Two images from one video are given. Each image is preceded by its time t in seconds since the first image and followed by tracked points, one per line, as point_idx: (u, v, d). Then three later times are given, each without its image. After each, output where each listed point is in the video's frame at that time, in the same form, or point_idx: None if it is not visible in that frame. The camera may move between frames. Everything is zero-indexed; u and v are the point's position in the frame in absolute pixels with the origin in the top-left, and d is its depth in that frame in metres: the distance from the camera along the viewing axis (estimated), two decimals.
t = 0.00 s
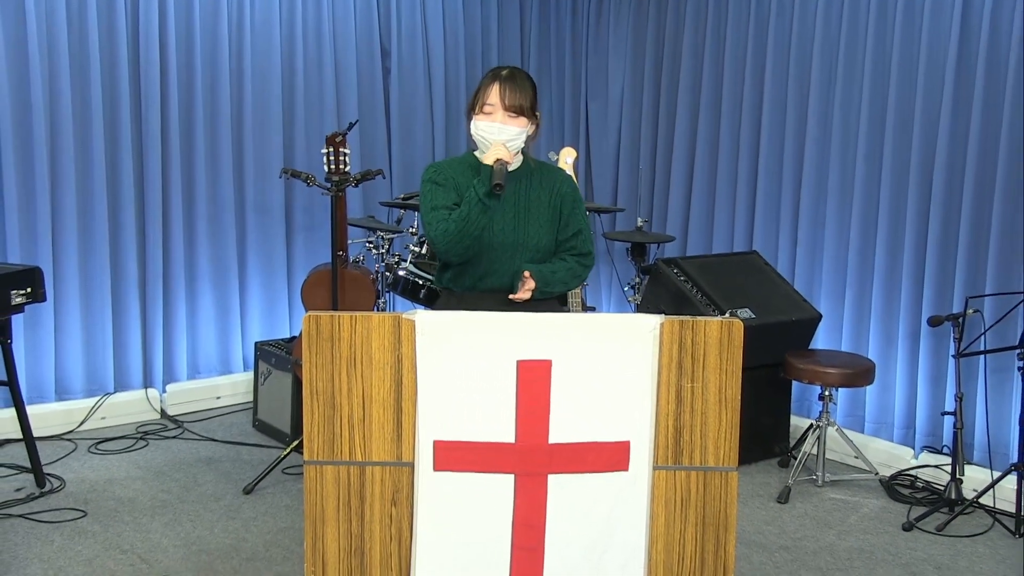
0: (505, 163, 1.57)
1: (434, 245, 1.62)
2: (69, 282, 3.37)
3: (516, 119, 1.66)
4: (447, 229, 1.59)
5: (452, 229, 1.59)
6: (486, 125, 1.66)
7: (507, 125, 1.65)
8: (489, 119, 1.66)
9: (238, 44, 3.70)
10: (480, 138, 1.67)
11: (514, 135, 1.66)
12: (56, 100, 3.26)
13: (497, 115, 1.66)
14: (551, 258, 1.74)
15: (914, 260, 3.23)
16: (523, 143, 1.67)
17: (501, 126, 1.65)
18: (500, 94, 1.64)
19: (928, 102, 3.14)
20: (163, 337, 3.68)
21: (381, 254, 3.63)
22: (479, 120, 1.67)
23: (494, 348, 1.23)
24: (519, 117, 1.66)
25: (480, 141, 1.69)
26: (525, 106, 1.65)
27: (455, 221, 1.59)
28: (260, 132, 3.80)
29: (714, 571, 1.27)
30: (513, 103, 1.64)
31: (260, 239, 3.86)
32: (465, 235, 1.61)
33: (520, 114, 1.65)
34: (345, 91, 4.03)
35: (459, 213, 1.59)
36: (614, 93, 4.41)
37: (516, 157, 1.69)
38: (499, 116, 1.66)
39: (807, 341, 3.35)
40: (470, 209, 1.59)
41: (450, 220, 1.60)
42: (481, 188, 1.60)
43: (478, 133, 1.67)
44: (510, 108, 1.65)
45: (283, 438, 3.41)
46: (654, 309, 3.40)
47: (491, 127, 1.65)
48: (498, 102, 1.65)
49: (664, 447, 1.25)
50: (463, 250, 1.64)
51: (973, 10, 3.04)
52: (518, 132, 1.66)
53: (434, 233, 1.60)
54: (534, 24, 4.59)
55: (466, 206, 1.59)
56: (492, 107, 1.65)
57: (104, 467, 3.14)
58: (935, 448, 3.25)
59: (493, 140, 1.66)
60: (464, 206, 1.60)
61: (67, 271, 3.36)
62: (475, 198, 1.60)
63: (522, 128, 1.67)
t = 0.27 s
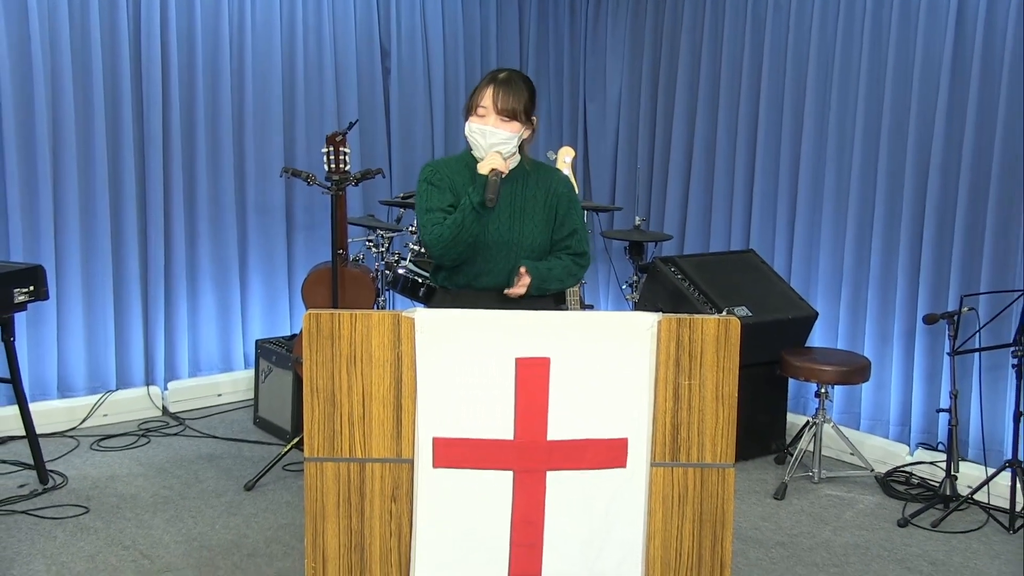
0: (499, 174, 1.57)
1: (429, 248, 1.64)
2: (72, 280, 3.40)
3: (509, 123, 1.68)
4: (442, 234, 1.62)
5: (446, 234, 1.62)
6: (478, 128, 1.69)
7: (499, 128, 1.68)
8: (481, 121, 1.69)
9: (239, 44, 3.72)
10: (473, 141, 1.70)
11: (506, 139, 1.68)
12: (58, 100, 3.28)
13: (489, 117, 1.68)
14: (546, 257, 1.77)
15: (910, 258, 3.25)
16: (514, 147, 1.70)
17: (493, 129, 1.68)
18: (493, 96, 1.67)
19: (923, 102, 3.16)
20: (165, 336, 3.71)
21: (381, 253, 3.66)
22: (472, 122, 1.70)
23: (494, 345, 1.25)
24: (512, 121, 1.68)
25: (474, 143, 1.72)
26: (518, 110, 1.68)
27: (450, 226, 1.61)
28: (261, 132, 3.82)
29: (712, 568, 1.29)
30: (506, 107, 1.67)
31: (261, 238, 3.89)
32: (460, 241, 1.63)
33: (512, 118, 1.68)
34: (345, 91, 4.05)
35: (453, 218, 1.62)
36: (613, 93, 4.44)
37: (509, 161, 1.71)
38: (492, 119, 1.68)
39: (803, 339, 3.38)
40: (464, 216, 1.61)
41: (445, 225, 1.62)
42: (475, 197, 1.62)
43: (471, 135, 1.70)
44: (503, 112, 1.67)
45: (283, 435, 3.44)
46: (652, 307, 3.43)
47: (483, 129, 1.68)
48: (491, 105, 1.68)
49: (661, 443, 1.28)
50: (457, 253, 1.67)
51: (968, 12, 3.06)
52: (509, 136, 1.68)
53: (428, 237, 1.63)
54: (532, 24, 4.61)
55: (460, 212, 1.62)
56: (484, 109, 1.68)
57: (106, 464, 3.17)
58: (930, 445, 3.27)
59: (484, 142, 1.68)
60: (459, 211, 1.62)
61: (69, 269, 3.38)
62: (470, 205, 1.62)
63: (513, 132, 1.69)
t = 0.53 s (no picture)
0: (500, 180, 1.59)
1: (428, 250, 1.67)
2: (75, 278, 3.42)
3: (513, 129, 1.71)
4: (441, 237, 1.64)
5: (445, 237, 1.64)
6: (483, 135, 1.71)
7: (504, 135, 1.71)
8: (486, 129, 1.71)
9: (241, 44, 3.74)
10: (477, 147, 1.73)
11: (510, 146, 1.71)
12: (62, 98, 3.31)
13: (494, 124, 1.71)
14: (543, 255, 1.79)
15: (906, 257, 3.28)
16: (518, 152, 1.73)
17: (498, 136, 1.71)
18: (497, 103, 1.70)
19: (919, 102, 3.19)
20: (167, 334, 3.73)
21: (381, 251, 3.69)
22: (475, 128, 1.73)
23: (493, 343, 1.27)
24: (515, 127, 1.71)
25: (477, 148, 1.74)
26: (521, 115, 1.71)
27: (449, 230, 1.63)
28: (262, 132, 3.85)
29: (710, 564, 1.30)
30: (510, 113, 1.69)
31: (262, 236, 3.92)
32: (459, 243, 1.66)
33: (516, 123, 1.71)
34: (345, 91, 4.07)
35: (452, 221, 1.64)
36: (611, 93, 4.47)
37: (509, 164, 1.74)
38: (496, 126, 1.71)
39: (800, 337, 3.41)
40: (463, 220, 1.64)
41: (444, 227, 1.64)
42: (475, 203, 1.64)
43: (475, 142, 1.72)
44: (507, 118, 1.70)
45: (284, 432, 3.47)
46: (650, 305, 3.45)
47: (488, 137, 1.70)
48: (495, 112, 1.70)
49: (659, 440, 1.29)
50: (456, 254, 1.69)
51: (964, 12, 3.08)
52: (514, 142, 1.71)
53: (428, 239, 1.65)
54: (532, 24, 4.64)
55: (459, 216, 1.64)
56: (489, 116, 1.70)
57: (109, 461, 3.20)
58: (926, 441, 3.30)
59: (489, 150, 1.71)
60: (458, 215, 1.64)
61: (73, 267, 3.41)
62: (469, 210, 1.64)
63: (517, 138, 1.72)
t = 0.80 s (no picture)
0: (501, 168, 1.61)
1: (429, 243, 1.68)
2: (78, 276, 3.45)
3: (512, 122, 1.74)
4: (443, 229, 1.66)
5: (447, 229, 1.66)
6: (483, 129, 1.73)
7: (503, 129, 1.73)
8: (486, 122, 1.73)
9: (242, 45, 3.77)
10: (477, 142, 1.75)
11: (510, 139, 1.74)
12: (65, 98, 3.33)
13: (493, 118, 1.73)
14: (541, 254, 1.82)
15: (902, 255, 3.31)
16: (517, 145, 1.75)
17: (498, 130, 1.73)
18: (496, 97, 1.72)
19: (915, 102, 3.21)
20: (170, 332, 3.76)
21: (382, 249, 3.71)
22: (475, 123, 1.75)
23: (492, 340, 1.27)
24: (514, 121, 1.74)
25: (476, 144, 1.76)
26: (520, 109, 1.73)
27: (450, 222, 1.65)
28: (264, 132, 3.87)
29: (708, 561, 1.30)
30: (509, 107, 1.72)
31: (263, 235, 3.94)
32: (460, 236, 1.67)
33: (515, 117, 1.73)
34: (346, 91, 4.10)
35: (454, 214, 1.65)
36: (610, 92, 4.49)
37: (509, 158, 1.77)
38: (496, 120, 1.73)
39: (797, 334, 3.43)
40: (465, 211, 1.65)
41: (445, 220, 1.66)
42: (477, 192, 1.66)
43: (476, 137, 1.74)
44: (506, 112, 1.72)
45: (286, 428, 3.50)
46: (649, 303, 3.48)
47: (489, 131, 1.73)
48: (495, 106, 1.72)
49: (657, 437, 1.30)
50: (457, 248, 1.71)
51: (959, 13, 3.11)
52: (513, 136, 1.74)
53: (429, 232, 1.67)
54: (531, 24, 4.66)
55: (461, 207, 1.66)
56: (488, 110, 1.72)
57: (112, 457, 3.23)
58: (922, 438, 3.32)
59: (490, 143, 1.73)
60: (460, 207, 1.66)
61: (76, 266, 3.44)
62: (471, 201, 1.66)
63: (516, 131, 1.75)
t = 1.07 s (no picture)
0: (503, 165, 1.65)
1: (432, 241, 1.72)
2: (82, 274, 3.48)
3: (512, 120, 1.76)
4: (445, 227, 1.69)
5: (450, 227, 1.69)
6: (483, 128, 1.76)
7: (503, 127, 1.76)
8: (486, 121, 1.75)
9: (244, 46, 3.80)
10: (477, 140, 1.77)
11: (510, 137, 1.77)
12: (70, 99, 3.36)
13: (493, 117, 1.76)
14: (541, 251, 1.86)
15: (898, 253, 3.34)
16: (516, 143, 1.78)
17: (497, 128, 1.76)
18: (496, 96, 1.74)
19: (911, 102, 3.25)
20: (173, 330, 3.79)
21: (383, 248, 3.75)
22: (474, 122, 1.77)
23: (492, 338, 1.28)
24: (513, 119, 1.76)
25: (476, 143, 1.78)
26: (520, 108, 1.76)
27: (453, 219, 1.68)
28: (266, 132, 3.90)
29: (706, 557, 1.31)
30: (509, 105, 1.74)
31: (266, 233, 3.98)
32: (462, 233, 1.70)
33: (515, 116, 1.76)
34: (347, 91, 4.13)
35: (457, 211, 1.69)
36: (609, 92, 4.52)
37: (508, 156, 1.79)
38: (495, 118, 1.76)
39: (794, 331, 3.46)
40: (468, 208, 1.69)
41: (448, 218, 1.69)
42: (479, 189, 1.69)
43: (476, 136, 1.77)
44: (506, 110, 1.75)
45: (288, 425, 3.54)
46: (647, 301, 3.51)
47: (489, 130, 1.75)
48: (494, 105, 1.75)
49: (656, 434, 1.30)
50: (459, 246, 1.74)
51: (955, 14, 3.14)
52: (513, 134, 1.77)
53: (432, 230, 1.70)
54: (530, 24, 4.69)
55: (463, 204, 1.69)
56: (488, 109, 1.75)
57: (117, 453, 3.26)
58: (918, 434, 3.36)
59: (490, 141, 1.76)
60: (462, 205, 1.69)
61: (80, 265, 3.47)
62: (473, 198, 1.69)
63: (515, 129, 1.78)
